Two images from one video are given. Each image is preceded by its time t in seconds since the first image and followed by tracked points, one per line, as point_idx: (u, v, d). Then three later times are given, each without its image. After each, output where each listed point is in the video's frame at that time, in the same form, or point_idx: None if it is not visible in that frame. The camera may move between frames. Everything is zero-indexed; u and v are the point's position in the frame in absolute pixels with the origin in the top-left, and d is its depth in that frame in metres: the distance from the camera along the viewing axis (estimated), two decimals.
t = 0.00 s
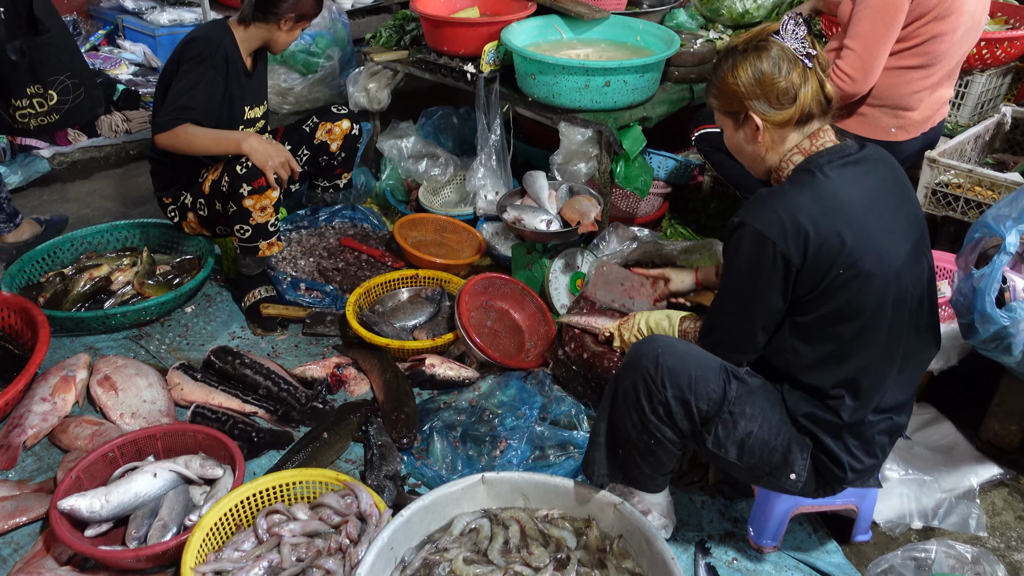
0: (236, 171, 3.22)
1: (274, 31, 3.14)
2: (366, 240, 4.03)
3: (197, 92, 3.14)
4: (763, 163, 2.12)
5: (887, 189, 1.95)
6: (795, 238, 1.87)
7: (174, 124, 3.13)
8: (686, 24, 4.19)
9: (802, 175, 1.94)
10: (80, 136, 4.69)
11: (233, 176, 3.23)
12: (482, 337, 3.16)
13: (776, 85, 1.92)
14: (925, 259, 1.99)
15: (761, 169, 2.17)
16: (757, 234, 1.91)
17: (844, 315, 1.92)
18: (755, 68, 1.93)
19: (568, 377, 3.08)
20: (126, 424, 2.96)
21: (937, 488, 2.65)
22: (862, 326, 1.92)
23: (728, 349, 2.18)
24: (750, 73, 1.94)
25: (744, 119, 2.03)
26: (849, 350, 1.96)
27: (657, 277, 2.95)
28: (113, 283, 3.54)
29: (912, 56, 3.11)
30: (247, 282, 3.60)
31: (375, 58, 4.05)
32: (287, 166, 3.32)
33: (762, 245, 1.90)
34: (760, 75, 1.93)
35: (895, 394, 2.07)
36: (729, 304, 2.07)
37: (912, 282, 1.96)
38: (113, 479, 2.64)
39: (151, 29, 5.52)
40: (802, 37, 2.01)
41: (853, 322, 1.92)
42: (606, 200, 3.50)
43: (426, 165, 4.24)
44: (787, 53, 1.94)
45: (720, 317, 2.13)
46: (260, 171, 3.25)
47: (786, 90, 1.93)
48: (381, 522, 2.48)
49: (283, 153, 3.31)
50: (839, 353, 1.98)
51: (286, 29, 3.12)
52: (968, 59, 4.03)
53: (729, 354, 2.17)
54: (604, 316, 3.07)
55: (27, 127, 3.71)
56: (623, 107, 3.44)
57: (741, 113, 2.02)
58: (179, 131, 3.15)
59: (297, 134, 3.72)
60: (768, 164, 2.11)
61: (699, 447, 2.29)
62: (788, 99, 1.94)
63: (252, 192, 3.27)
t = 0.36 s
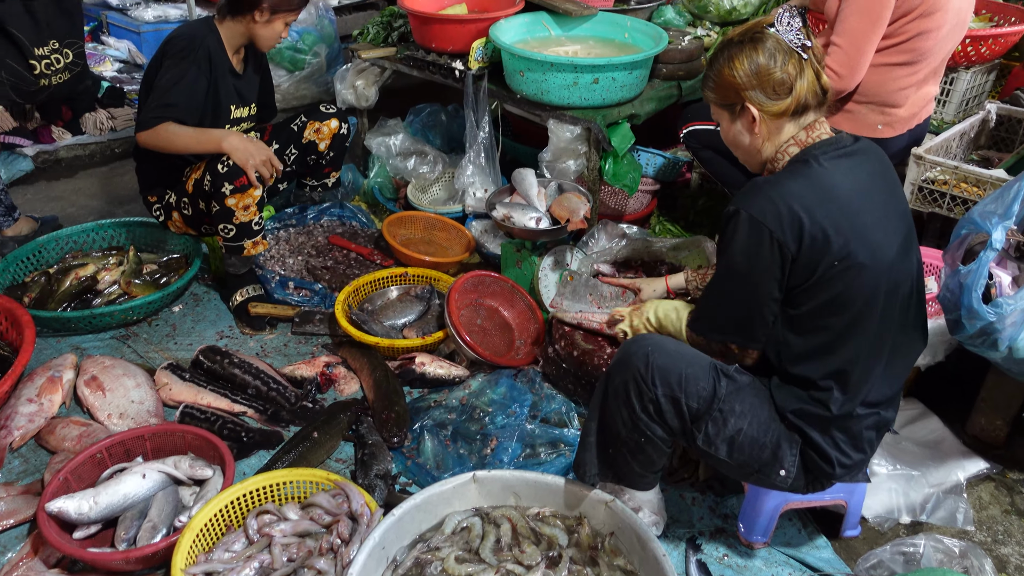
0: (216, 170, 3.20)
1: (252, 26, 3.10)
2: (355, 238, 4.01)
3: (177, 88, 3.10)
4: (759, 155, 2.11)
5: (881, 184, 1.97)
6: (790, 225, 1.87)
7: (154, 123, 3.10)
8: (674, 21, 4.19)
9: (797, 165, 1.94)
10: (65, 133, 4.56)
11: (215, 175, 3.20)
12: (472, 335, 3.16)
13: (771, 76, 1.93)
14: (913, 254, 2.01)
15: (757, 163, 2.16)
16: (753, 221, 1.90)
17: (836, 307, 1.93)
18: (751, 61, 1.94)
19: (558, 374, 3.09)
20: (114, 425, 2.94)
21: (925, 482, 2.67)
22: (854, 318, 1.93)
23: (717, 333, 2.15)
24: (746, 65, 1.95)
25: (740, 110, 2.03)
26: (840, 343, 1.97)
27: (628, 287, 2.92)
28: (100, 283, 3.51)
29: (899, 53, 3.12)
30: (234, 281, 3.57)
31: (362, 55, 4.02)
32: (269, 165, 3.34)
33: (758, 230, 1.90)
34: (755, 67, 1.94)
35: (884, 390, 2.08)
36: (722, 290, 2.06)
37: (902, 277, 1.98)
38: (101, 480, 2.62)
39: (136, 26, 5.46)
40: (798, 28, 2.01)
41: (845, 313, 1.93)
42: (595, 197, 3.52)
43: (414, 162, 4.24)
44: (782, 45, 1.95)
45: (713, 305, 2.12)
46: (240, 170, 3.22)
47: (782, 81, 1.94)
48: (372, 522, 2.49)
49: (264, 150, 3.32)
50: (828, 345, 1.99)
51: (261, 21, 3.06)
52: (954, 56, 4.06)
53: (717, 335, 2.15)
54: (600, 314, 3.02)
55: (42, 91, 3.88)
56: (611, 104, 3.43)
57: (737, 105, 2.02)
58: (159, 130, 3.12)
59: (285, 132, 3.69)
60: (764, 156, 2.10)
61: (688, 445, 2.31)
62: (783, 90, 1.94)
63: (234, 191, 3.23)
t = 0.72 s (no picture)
0: (192, 175, 3.19)
1: (228, 28, 3.08)
2: (337, 240, 4.00)
3: (152, 89, 3.08)
4: (745, 154, 2.14)
5: (865, 187, 1.98)
6: (777, 230, 1.86)
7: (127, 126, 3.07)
8: (654, 21, 4.21)
9: (784, 169, 1.94)
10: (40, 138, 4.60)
11: (191, 180, 3.19)
12: (455, 336, 3.16)
13: (758, 76, 1.95)
14: (897, 254, 2.02)
15: (744, 160, 2.19)
16: (739, 228, 1.89)
17: (822, 310, 1.93)
18: (738, 60, 1.96)
19: (542, 373, 3.09)
20: (94, 431, 2.91)
21: (906, 475, 2.70)
22: (838, 321, 1.94)
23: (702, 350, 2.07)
24: (733, 65, 1.97)
25: (726, 108, 2.06)
26: (824, 345, 1.97)
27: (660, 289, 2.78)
28: (79, 288, 3.48)
29: (875, 50, 3.16)
30: (215, 285, 3.55)
31: (342, 57, 4.01)
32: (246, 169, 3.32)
33: (745, 238, 1.88)
34: (743, 66, 1.95)
35: (865, 386, 2.10)
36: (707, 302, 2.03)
37: (886, 277, 1.99)
38: (81, 487, 2.59)
39: (113, 29, 5.44)
40: (787, 28, 2.00)
41: (831, 316, 1.93)
42: (577, 196, 3.54)
43: (395, 163, 4.22)
44: (771, 44, 1.96)
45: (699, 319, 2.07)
46: (216, 175, 3.21)
47: (769, 80, 1.95)
48: (356, 524, 2.47)
49: (240, 155, 3.27)
50: (814, 347, 1.99)
51: (238, 24, 3.04)
52: (929, 54, 4.11)
53: (704, 352, 2.06)
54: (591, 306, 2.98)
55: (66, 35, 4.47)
56: (592, 104, 3.45)
57: (724, 102, 2.05)
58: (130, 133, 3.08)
59: (264, 138, 3.66)
60: (750, 155, 2.14)
61: (675, 446, 2.31)
62: (769, 90, 1.96)
63: (210, 196, 3.23)
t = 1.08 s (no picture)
0: (180, 170, 3.15)
1: (210, 24, 3.06)
2: (323, 236, 3.98)
3: (136, 86, 3.03)
4: (730, 143, 2.14)
5: (849, 178, 1.99)
6: (760, 216, 1.87)
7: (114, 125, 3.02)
8: (639, 14, 4.20)
9: (769, 157, 1.95)
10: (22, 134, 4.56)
11: (179, 174, 3.15)
12: (441, 331, 3.15)
13: (741, 65, 1.95)
14: (880, 245, 2.03)
15: (730, 150, 2.19)
16: (723, 212, 1.90)
17: (804, 298, 1.93)
18: (723, 49, 1.96)
19: (528, 367, 3.08)
20: (77, 429, 2.88)
21: (891, 466, 2.72)
22: (821, 309, 1.93)
23: (681, 333, 2.10)
24: (717, 54, 1.97)
25: (711, 98, 2.06)
26: (807, 334, 1.97)
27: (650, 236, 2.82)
28: (61, 284, 3.44)
29: (859, 43, 3.16)
30: (200, 281, 3.52)
31: (327, 51, 3.96)
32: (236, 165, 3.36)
33: (728, 224, 1.89)
34: (727, 56, 1.96)
35: (848, 377, 2.11)
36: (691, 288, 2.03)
37: (870, 268, 1.99)
38: (65, 486, 2.57)
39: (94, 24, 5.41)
40: (774, 18, 2.01)
41: (813, 304, 1.93)
42: (563, 190, 3.53)
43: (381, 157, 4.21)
44: (756, 35, 1.96)
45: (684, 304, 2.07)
46: (205, 169, 3.18)
47: (752, 70, 1.95)
48: (343, 519, 2.46)
49: (228, 148, 3.27)
50: (797, 336, 2.00)
51: (221, 19, 3.02)
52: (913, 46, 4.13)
53: (680, 333, 2.10)
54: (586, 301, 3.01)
55: None
56: (578, 97, 3.43)
57: (709, 92, 2.05)
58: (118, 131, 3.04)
59: (248, 134, 3.63)
60: (735, 144, 2.13)
61: (659, 436, 2.32)
62: (751, 80, 1.96)
63: (198, 190, 3.18)
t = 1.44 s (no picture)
0: (181, 164, 3.16)
1: (212, 19, 3.04)
2: (324, 230, 3.97)
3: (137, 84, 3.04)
4: (736, 139, 2.13)
5: (859, 174, 1.97)
6: (766, 214, 1.87)
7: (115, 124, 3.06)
8: (643, 9, 4.18)
9: (778, 154, 1.94)
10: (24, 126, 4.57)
11: (180, 168, 3.16)
12: (443, 326, 3.13)
13: (749, 59, 1.94)
14: (888, 242, 2.02)
15: (737, 146, 2.18)
16: (728, 209, 1.90)
17: (810, 295, 1.93)
18: (731, 42, 1.96)
19: (529, 364, 3.07)
20: (78, 422, 2.88)
21: (892, 465, 2.70)
22: (828, 307, 1.92)
23: (683, 328, 2.11)
24: (726, 47, 1.97)
25: (719, 91, 2.05)
26: (813, 332, 1.97)
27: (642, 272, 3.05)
28: (62, 277, 3.44)
29: (864, 40, 3.14)
30: (200, 275, 3.52)
31: (330, 45, 3.95)
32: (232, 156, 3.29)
33: (733, 220, 1.89)
34: (735, 49, 1.95)
35: (850, 376, 2.09)
36: (696, 284, 2.03)
37: (877, 266, 1.97)
38: (65, 479, 2.57)
39: (98, 16, 5.35)
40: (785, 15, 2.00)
41: (820, 302, 1.93)
42: (565, 186, 3.53)
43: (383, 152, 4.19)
44: (766, 29, 1.95)
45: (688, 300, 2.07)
46: (206, 163, 3.17)
47: (760, 64, 1.94)
48: (343, 515, 2.46)
49: (229, 143, 3.24)
50: (803, 334, 1.99)
51: (222, 13, 3.00)
52: (919, 44, 4.11)
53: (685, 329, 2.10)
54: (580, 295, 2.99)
55: None
56: (581, 93, 3.40)
57: (717, 85, 2.05)
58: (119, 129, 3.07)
59: (250, 132, 3.65)
60: (741, 140, 2.12)
61: (658, 431, 2.32)
62: (759, 74, 1.95)
63: (199, 184, 3.19)
